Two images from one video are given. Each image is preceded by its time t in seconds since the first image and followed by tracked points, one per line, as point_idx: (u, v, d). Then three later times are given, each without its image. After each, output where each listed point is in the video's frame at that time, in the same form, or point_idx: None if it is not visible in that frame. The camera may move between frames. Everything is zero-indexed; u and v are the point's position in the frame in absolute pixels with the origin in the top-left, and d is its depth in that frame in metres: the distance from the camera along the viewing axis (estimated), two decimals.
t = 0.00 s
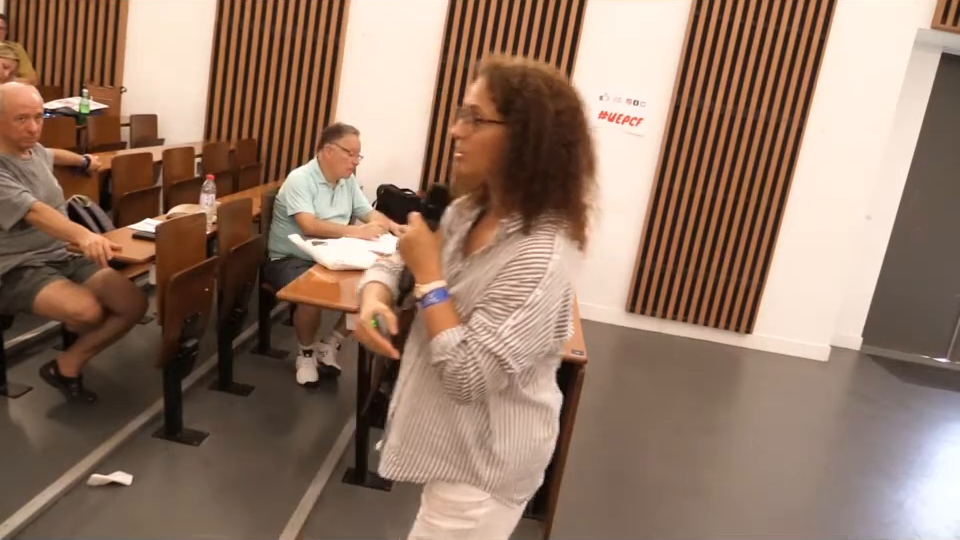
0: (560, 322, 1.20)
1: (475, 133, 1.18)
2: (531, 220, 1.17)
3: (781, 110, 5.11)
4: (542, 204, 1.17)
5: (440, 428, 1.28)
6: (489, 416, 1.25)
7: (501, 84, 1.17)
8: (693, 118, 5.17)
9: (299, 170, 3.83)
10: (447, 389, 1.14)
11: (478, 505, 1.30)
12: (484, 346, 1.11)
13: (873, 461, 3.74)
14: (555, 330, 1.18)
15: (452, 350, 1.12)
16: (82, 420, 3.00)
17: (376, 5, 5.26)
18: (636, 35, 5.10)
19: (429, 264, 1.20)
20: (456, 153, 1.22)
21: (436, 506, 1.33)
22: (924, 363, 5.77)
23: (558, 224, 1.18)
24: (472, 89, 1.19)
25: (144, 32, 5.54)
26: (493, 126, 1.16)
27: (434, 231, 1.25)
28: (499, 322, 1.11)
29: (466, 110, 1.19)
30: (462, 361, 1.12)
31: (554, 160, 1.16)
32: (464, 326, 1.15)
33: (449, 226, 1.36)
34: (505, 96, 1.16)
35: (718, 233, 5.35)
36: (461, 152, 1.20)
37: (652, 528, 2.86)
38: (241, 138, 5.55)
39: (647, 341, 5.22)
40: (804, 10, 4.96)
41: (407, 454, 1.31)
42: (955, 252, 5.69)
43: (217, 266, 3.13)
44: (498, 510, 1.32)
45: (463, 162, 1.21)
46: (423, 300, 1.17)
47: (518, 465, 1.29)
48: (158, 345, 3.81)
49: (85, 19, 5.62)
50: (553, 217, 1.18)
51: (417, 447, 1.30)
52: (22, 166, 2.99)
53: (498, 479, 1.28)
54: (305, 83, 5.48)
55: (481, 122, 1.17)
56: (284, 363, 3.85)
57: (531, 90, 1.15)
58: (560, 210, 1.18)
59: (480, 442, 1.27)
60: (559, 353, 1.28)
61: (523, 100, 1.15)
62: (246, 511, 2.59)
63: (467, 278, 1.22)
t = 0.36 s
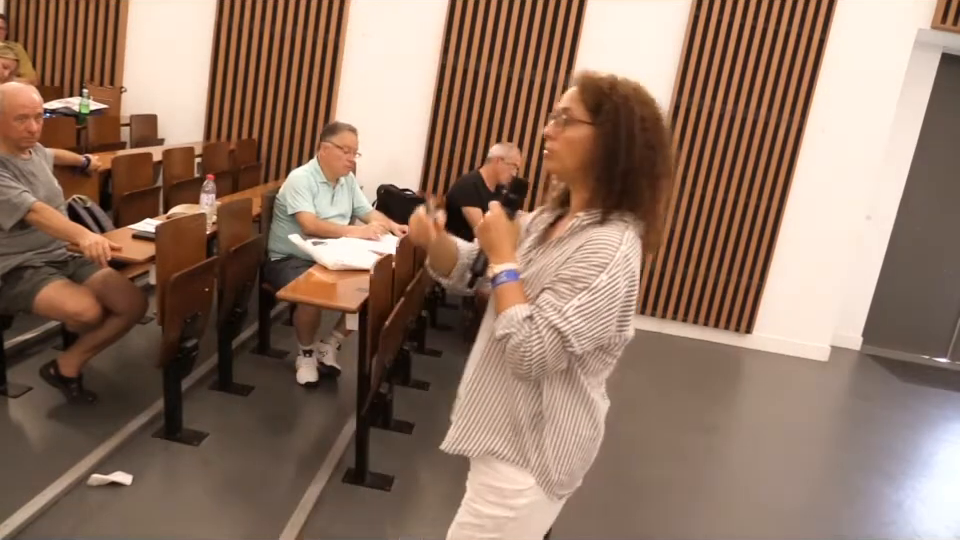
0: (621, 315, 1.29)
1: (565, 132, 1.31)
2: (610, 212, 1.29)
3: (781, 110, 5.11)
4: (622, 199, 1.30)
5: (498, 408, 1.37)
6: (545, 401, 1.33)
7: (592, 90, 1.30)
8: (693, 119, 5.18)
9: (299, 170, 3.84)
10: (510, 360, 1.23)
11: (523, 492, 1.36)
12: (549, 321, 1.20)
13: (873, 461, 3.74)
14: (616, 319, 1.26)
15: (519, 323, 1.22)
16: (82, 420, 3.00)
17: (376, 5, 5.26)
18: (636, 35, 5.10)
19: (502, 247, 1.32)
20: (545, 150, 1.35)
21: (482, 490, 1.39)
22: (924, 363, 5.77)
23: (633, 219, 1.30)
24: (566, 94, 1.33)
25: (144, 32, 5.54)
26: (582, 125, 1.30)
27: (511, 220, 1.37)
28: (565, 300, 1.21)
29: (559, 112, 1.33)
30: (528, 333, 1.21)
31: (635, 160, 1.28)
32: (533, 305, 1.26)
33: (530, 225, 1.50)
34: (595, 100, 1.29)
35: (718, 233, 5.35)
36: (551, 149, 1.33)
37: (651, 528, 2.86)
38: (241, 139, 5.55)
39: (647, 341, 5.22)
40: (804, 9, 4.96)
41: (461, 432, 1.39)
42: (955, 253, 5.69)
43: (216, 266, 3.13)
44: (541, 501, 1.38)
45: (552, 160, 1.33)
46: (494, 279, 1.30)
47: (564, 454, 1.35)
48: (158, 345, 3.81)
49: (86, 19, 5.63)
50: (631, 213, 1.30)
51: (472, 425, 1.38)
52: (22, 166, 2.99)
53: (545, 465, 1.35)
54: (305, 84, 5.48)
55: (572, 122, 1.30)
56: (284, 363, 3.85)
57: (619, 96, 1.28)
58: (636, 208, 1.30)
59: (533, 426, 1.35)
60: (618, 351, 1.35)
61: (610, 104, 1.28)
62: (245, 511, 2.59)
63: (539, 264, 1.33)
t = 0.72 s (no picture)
0: (641, 296, 1.29)
1: (585, 125, 1.34)
2: (630, 197, 1.31)
3: (781, 110, 5.11)
4: (642, 185, 1.31)
5: (523, 397, 1.38)
6: (569, 388, 1.34)
7: (608, 84, 1.34)
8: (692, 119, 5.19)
9: (298, 170, 3.84)
10: (528, 341, 1.25)
11: (554, 487, 1.36)
12: (566, 299, 1.22)
13: (874, 461, 3.74)
14: (636, 298, 1.26)
15: (537, 302, 1.24)
16: (82, 420, 3.00)
17: (376, 4, 5.26)
18: (635, 35, 5.10)
19: (522, 234, 1.38)
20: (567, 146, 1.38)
21: (512, 488, 1.40)
22: (924, 363, 5.77)
23: (652, 203, 1.31)
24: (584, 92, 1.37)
25: (144, 32, 5.54)
26: (600, 116, 1.33)
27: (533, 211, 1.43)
28: (582, 279, 1.22)
29: (578, 109, 1.37)
30: (546, 312, 1.23)
31: (651, 145, 1.30)
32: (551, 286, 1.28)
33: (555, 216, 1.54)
34: (611, 92, 1.33)
35: (718, 233, 5.35)
36: (573, 143, 1.36)
37: (651, 529, 2.85)
38: (241, 139, 5.54)
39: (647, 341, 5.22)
40: (804, 10, 4.96)
41: (488, 421, 1.41)
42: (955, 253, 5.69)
43: (216, 267, 3.13)
44: (572, 496, 1.38)
45: (574, 154, 1.36)
46: (515, 264, 1.34)
47: (590, 440, 1.36)
48: (158, 345, 3.81)
49: (86, 19, 5.62)
50: (650, 198, 1.32)
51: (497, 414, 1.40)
52: (22, 166, 2.99)
53: (573, 453, 1.35)
54: (305, 84, 5.48)
55: (591, 115, 1.34)
56: (284, 363, 3.85)
57: (633, 87, 1.32)
58: (656, 194, 1.32)
59: (559, 414, 1.36)
60: (641, 335, 1.36)
61: (625, 94, 1.31)
62: (245, 511, 2.59)
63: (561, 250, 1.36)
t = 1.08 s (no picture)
0: (640, 292, 1.29)
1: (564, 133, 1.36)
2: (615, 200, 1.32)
3: (781, 110, 5.11)
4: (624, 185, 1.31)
5: (535, 408, 1.40)
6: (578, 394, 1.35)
7: (579, 86, 1.34)
8: (692, 119, 5.19)
9: (298, 170, 3.84)
10: (521, 343, 1.28)
11: (581, 499, 1.36)
12: (554, 298, 1.24)
13: (874, 461, 3.74)
14: (633, 293, 1.26)
15: (526, 305, 1.27)
16: (82, 420, 3.00)
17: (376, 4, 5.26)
18: (635, 35, 5.10)
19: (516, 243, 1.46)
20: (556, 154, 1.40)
21: (539, 504, 1.40)
22: (924, 363, 5.78)
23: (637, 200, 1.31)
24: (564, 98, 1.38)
25: (144, 32, 5.54)
26: (574, 122, 1.34)
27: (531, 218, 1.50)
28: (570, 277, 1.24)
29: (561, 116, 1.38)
30: (534, 313, 1.26)
31: (621, 143, 1.28)
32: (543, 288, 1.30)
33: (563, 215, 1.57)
34: (581, 94, 1.33)
35: (718, 233, 5.35)
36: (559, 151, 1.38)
37: (651, 529, 2.85)
38: (241, 139, 5.54)
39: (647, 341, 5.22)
40: (805, 9, 4.96)
41: (503, 435, 1.42)
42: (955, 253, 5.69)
43: (216, 267, 3.13)
44: (600, 505, 1.37)
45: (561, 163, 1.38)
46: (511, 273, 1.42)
47: (605, 444, 1.36)
48: (158, 345, 3.81)
49: (86, 19, 5.62)
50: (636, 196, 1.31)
51: (510, 426, 1.41)
52: (22, 166, 2.99)
53: (593, 460, 1.35)
54: (305, 84, 5.48)
55: (568, 121, 1.35)
56: (284, 363, 3.85)
57: (600, 86, 1.30)
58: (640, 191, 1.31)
59: (572, 421, 1.36)
60: (650, 332, 1.34)
61: (593, 94, 1.30)
62: (245, 511, 2.59)
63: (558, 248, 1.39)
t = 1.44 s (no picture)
0: (626, 305, 1.27)
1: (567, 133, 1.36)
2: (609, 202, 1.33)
3: (781, 110, 5.11)
4: (619, 191, 1.31)
5: (527, 414, 1.43)
6: (565, 404, 1.36)
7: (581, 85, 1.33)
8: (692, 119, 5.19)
9: (298, 170, 3.84)
10: (504, 352, 1.31)
11: (565, 508, 1.37)
12: (533, 309, 1.27)
13: (874, 462, 3.74)
14: (617, 306, 1.25)
15: (510, 314, 1.31)
16: (82, 420, 3.00)
17: (376, 4, 5.26)
18: (635, 35, 5.11)
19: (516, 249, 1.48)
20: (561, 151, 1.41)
21: (528, 509, 1.43)
22: (924, 363, 5.78)
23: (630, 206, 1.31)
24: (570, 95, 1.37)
25: (143, 33, 5.54)
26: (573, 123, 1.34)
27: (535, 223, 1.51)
28: (550, 288, 1.26)
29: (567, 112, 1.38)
30: (516, 323, 1.29)
31: (613, 147, 1.28)
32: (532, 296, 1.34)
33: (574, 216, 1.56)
34: (581, 93, 1.32)
35: (718, 233, 5.35)
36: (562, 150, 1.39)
37: (651, 529, 2.85)
38: (241, 139, 5.54)
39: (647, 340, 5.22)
40: (804, 9, 4.96)
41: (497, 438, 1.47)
42: (955, 253, 5.69)
43: (216, 267, 3.13)
44: (587, 517, 1.37)
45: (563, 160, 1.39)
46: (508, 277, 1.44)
47: (592, 457, 1.35)
48: (158, 345, 3.82)
49: (86, 19, 5.62)
50: (628, 201, 1.31)
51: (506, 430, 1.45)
52: (22, 166, 2.99)
53: (577, 471, 1.36)
54: (305, 84, 5.48)
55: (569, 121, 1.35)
56: (284, 363, 3.85)
57: (599, 86, 1.29)
58: (634, 198, 1.31)
59: (559, 430, 1.37)
60: (643, 347, 1.31)
61: (592, 95, 1.29)
62: (245, 511, 2.59)
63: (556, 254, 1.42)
